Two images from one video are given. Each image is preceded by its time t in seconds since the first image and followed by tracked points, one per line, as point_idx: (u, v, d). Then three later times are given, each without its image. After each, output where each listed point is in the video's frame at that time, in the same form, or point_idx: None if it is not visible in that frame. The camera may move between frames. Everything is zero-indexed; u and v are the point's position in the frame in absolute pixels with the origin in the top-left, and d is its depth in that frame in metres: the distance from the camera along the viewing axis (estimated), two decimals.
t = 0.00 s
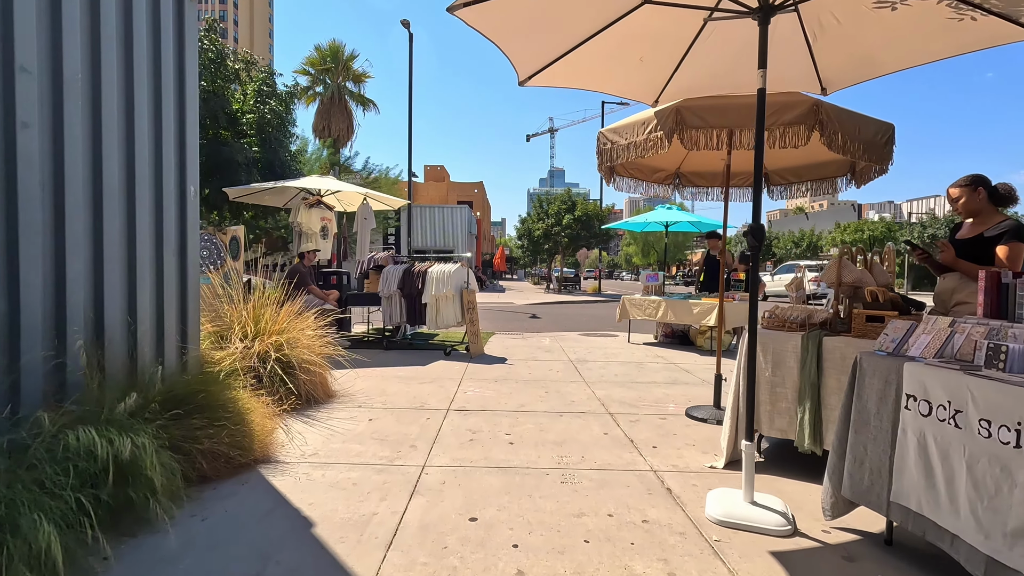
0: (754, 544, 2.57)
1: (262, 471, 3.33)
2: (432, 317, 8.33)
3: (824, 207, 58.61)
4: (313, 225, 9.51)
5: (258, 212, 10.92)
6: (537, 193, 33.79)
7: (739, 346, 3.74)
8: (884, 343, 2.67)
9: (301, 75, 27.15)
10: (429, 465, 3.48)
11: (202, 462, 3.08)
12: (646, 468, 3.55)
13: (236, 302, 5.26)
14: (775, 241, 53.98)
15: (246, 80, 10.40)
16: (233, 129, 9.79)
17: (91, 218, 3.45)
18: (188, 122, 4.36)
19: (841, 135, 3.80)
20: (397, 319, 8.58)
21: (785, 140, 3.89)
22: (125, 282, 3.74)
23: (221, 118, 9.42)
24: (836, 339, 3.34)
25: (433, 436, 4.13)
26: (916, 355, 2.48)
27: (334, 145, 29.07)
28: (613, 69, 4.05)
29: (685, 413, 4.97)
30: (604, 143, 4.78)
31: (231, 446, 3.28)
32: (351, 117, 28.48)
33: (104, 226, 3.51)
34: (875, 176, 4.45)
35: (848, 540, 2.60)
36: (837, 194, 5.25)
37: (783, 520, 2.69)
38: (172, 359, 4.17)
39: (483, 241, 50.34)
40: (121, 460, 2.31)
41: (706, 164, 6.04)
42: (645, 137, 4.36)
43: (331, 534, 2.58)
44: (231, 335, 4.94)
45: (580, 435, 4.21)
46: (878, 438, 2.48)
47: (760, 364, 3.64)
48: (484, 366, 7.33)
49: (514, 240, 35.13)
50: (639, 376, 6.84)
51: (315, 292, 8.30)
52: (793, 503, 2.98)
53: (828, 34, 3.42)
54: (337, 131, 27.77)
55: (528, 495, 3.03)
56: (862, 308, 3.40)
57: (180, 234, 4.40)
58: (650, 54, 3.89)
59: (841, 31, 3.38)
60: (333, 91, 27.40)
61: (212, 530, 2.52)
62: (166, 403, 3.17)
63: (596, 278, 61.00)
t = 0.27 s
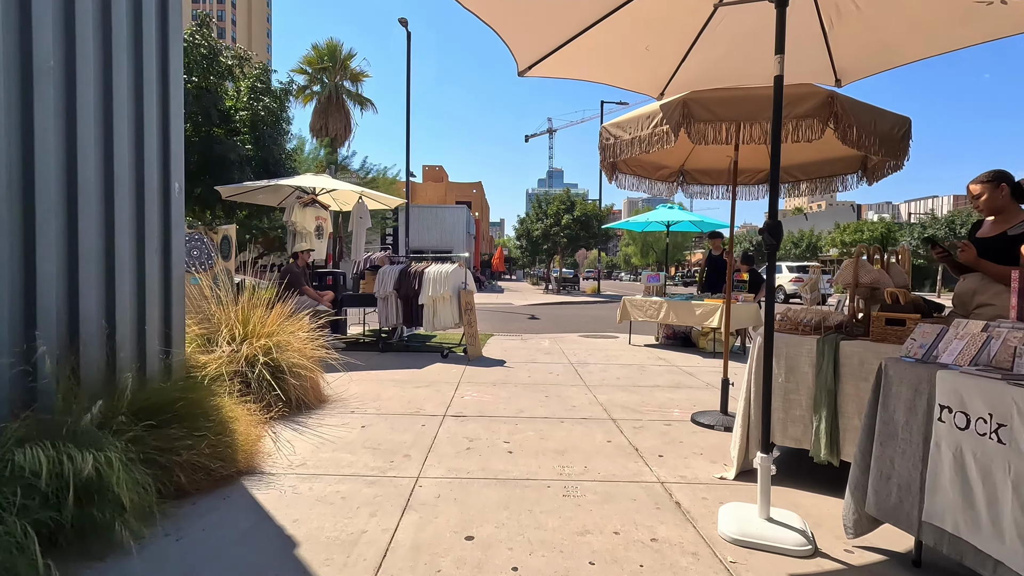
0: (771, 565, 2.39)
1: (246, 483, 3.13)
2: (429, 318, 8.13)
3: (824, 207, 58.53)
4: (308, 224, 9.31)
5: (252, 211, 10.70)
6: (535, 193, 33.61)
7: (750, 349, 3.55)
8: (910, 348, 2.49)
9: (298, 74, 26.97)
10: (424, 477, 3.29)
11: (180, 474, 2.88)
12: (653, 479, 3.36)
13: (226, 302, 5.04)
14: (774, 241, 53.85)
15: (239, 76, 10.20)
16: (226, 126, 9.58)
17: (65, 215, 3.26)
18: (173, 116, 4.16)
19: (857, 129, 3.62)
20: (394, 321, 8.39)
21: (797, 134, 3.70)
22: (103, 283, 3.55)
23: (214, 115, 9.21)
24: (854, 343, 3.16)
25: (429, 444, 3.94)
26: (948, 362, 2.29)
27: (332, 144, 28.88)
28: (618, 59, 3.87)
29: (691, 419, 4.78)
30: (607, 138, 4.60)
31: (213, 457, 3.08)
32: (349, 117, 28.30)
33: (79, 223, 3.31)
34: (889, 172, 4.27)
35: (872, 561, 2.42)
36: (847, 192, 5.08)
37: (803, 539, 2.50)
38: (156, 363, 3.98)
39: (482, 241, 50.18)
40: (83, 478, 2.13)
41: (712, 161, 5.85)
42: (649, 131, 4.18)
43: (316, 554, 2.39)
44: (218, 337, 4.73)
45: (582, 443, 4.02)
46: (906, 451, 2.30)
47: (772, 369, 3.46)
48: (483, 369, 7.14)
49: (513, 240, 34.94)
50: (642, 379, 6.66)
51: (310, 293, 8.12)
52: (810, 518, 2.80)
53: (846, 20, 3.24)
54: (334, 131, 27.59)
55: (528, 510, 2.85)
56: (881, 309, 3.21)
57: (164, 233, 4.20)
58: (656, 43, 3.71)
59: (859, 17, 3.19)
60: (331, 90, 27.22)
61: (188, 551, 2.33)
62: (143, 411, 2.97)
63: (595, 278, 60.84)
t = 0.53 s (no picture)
0: None
1: (223, 499, 2.92)
2: (425, 320, 7.92)
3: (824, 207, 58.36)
4: (302, 224, 9.10)
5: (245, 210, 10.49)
6: (535, 193, 33.42)
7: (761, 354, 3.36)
8: (940, 356, 2.30)
9: (296, 73, 26.78)
10: (415, 492, 3.09)
11: (150, 492, 2.67)
12: (659, 494, 3.16)
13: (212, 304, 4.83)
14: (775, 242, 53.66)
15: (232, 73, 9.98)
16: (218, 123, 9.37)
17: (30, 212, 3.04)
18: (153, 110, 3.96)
19: (874, 121, 3.43)
20: (390, 322, 8.19)
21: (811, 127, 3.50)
22: (74, 286, 3.35)
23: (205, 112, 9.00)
24: (874, 349, 2.95)
25: (421, 455, 3.74)
26: (987, 371, 2.08)
27: (330, 144, 28.69)
28: (621, 47, 3.67)
29: (696, 427, 4.57)
30: (608, 133, 4.41)
31: (188, 472, 2.86)
32: (347, 116, 28.11)
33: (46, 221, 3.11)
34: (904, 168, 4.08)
35: None
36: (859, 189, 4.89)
37: (825, 564, 2.30)
38: (134, 369, 3.77)
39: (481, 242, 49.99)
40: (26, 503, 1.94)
41: (717, 158, 5.66)
42: (654, 125, 3.98)
43: None
44: (203, 341, 4.51)
45: (583, 453, 3.81)
46: (939, 470, 2.12)
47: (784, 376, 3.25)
48: (480, 372, 6.93)
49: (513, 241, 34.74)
50: (644, 384, 6.45)
51: (304, 295, 7.93)
52: (830, 539, 2.60)
53: (864, 4, 3.04)
54: (332, 130, 27.39)
55: (525, 530, 2.64)
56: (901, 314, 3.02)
57: (143, 233, 3.99)
58: (662, 31, 3.51)
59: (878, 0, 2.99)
60: (329, 90, 27.02)
61: None
62: (112, 423, 2.76)
63: (595, 279, 60.64)
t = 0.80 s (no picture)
0: None
1: (201, 516, 2.72)
2: (422, 322, 7.73)
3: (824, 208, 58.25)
4: (297, 223, 8.90)
5: (239, 210, 10.30)
6: (534, 193, 33.26)
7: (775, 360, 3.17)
8: (976, 364, 2.12)
9: (293, 73, 26.62)
10: (407, 507, 2.90)
11: (121, 509, 2.47)
12: (667, 508, 2.97)
13: (198, 306, 4.63)
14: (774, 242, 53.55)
15: (226, 70, 9.80)
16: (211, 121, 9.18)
17: None
18: (133, 103, 3.76)
19: (892, 113, 3.25)
20: (386, 324, 8.01)
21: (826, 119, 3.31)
22: (46, 287, 3.16)
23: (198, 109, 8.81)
24: (897, 354, 2.77)
25: (415, 465, 3.55)
26: None
27: (328, 144, 28.52)
28: (626, 35, 3.47)
29: (703, 434, 4.39)
30: (611, 127, 4.22)
31: (163, 487, 2.67)
32: (345, 116, 27.93)
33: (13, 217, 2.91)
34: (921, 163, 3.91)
35: None
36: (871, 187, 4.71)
37: None
38: (113, 375, 3.58)
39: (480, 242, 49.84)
40: None
41: (722, 155, 5.48)
42: (660, 118, 3.79)
43: None
44: (188, 345, 4.31)
45: (586, 464, 3.62)
46: (978, 489, 1.94)
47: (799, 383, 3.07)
48: (478, 376, 6.75)
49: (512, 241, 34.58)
50: (646, 388, 6.27)
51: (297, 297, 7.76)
52: (853, 560, 2.41)
53: None
54: (330, 130, 27.21)
55: (525, 550, 2.45)
56: (923, 317, 2.84)
57: (123, 232, 3.80)
58: (670, 17, 3.32)
59: None
60: (327, 89, 26.84)
61: None
62: (81, 435, 2.57)
63: (595, 279, 60.50)
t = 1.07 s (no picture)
0: None
1: (173, 538, 2.50)
2: (417, 324, 7.51)
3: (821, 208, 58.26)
4: (289, 223, 8.67)
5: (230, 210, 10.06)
6: (532, 194, 33.08)
7: (791, 366, 2.97)
8: None
9: (289, 72, 26.40)
10: (397, 526, 2.69)
11: (81, 532, 2.25)
12: (676, 526, 2.77)
13: (181, 308, 4.40)
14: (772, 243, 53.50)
15: (216, 66, 9.56)
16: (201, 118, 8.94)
17: None
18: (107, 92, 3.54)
19: (915, 103, 3.05)
20: (380, 326, 7.80)
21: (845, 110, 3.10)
22: (9, 290, 2.94)
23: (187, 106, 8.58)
24: (925, 360, 2.56)
25: (408, 478, 3.33)
26: None
27: (324, 144, 28.28)
28: (631, 21, 3.27)
29: (710, 442, 4.19)
30: (614, 121, 4.01)
31: (131, 507, 2.45)
32: (342, 115, 27.71)
33: None
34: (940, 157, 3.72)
35: None
36: (884, 183, 4.53)
37: None
38: (85, 383, 3.36)
39: (477, 243, 49.63)
40: None
41: (727, 151, 5.28)
42: (666, 110, 3.58)
43: None
44: (169, 349, 4.09)
45: (589, 476, 3.42)
46: None
47: (817, 391, 2.87)
48: (475, 380, 6.54)
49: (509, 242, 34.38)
50: (649, 392, 6.07)
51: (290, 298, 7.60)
52: None
53: None
54: (326, 129, 26.98)
55: None
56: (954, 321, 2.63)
57: (98, 231, 3.58)
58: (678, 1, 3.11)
59: None
60: (322, 88, 26.60)
61: None
62: (39, 451, 2.34)
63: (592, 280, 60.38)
